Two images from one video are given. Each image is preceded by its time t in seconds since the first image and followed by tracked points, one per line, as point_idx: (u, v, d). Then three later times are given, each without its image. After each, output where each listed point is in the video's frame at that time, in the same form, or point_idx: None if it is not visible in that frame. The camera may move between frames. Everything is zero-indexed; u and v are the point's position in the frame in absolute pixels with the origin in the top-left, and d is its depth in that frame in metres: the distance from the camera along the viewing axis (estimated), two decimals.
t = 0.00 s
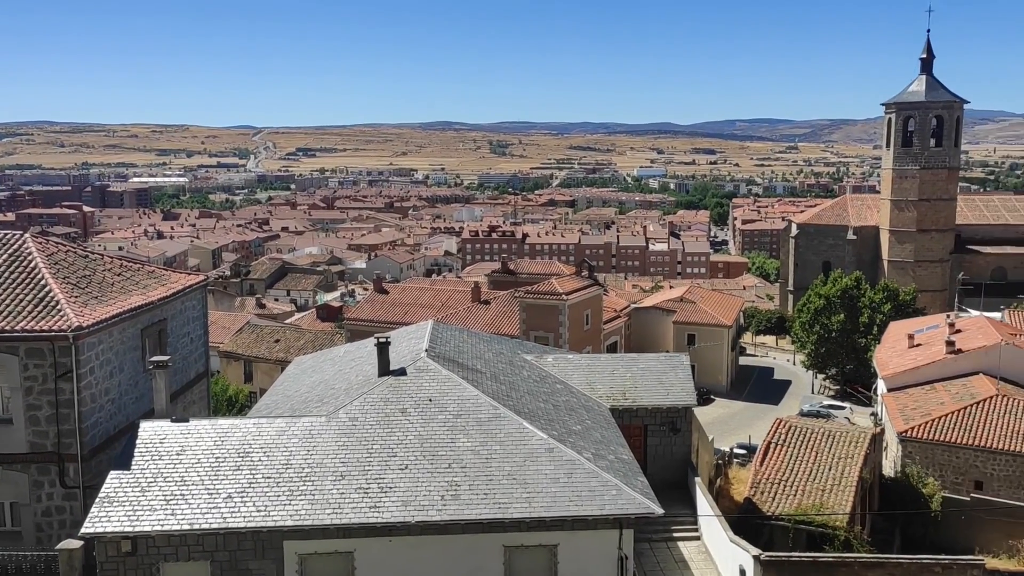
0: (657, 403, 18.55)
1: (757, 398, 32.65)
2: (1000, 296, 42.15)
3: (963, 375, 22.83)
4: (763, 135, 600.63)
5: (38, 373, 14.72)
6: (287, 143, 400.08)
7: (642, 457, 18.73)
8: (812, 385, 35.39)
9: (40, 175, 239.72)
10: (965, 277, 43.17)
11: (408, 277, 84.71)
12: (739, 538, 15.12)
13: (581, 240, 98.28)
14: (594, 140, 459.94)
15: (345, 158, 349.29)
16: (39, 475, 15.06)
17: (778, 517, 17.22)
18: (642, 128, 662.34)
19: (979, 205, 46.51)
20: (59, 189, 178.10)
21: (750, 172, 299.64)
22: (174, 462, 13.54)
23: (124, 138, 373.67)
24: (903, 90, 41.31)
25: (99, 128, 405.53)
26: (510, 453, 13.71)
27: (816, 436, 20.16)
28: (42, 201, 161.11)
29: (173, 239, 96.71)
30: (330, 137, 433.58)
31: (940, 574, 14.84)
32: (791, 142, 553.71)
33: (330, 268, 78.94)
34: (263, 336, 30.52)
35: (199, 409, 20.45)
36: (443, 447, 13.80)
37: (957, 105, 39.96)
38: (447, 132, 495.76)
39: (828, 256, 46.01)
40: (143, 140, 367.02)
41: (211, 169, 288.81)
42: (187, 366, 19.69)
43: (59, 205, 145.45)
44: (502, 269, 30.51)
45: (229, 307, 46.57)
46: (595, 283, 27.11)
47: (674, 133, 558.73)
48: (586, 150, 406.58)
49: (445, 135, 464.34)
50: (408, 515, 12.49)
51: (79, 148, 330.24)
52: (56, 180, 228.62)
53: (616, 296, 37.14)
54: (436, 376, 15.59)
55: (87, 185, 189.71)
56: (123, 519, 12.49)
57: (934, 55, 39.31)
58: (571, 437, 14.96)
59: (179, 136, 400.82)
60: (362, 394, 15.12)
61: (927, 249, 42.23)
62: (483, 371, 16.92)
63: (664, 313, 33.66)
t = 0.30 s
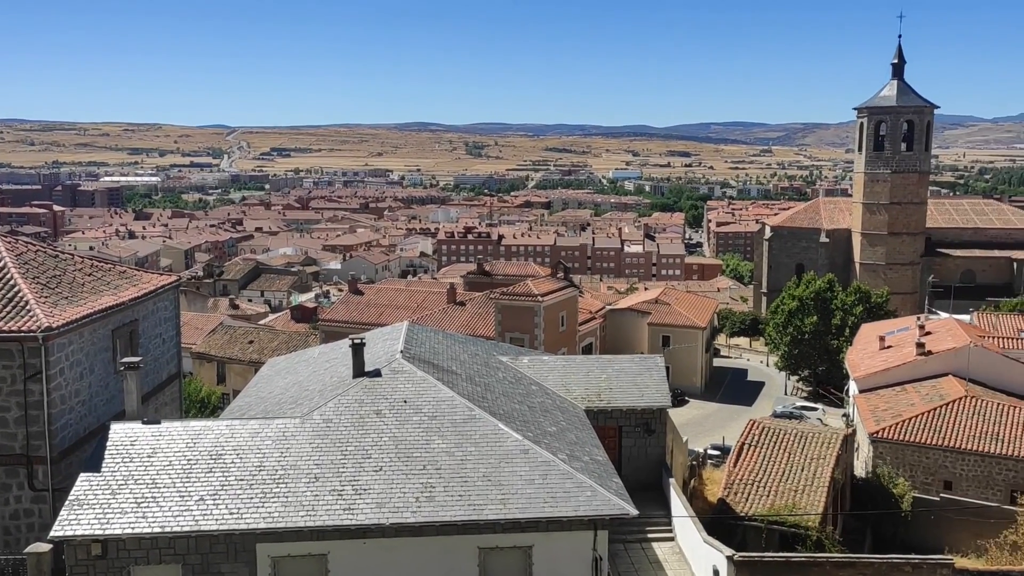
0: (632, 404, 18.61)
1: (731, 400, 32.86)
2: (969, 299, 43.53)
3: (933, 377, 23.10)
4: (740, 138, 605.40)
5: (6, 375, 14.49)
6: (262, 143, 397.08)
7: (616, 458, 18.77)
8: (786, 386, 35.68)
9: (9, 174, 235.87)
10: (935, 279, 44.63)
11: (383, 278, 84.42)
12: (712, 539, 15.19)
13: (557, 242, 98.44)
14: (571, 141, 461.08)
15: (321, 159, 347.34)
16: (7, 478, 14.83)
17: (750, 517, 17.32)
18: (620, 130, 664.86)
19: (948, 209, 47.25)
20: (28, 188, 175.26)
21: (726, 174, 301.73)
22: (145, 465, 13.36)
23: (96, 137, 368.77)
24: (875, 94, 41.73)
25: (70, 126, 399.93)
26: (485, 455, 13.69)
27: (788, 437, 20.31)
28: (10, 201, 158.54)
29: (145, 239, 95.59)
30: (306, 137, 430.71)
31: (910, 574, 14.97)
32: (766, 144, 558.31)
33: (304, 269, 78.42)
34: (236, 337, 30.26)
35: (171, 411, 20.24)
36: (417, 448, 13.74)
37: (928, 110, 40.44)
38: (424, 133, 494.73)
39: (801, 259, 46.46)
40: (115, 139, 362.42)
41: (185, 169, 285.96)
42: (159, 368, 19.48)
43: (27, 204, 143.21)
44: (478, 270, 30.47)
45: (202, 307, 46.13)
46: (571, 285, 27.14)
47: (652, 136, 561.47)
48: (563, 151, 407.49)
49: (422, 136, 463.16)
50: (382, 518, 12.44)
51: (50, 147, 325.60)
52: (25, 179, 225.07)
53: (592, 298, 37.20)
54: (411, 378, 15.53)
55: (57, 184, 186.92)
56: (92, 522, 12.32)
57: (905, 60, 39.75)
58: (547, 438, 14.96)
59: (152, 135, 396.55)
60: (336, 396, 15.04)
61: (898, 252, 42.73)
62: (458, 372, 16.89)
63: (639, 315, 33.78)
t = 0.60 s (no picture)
0: (614, 406, 18.62)
1: (712, 402, 32.98)
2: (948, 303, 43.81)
3: (912, 380, 23.29)
4: (724, 142, 608.57)
5: None
6: (246, 143, 394.69)
7: (598, 460, 18.81)
8: (767, 388, 35.86)
9: None
10: (915, 283, 44.79)
11: (366, 278, 84.21)
12: (693, 540, 15.25)
13: (540, 244, 98.52)
14: (555, 144, 461.83)
15: (305, 159, 345.97)
16: None
17: (731, 519, 17.39)
18: (604, 133, 666.37)
19: (928, 214, 47.68)
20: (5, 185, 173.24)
21: (709, 177, 303.22)
22: (124, 465, 13.25)
23: (77, 134, 365.21)
24: (857, 99, 42.02)
25: (51, 124, 396.01)
26: (467, 457, 13.67)
27: (769, 439, 20.42)
28: None
29: (125, 238, 94.77)
30: (289, 137, 428.88)
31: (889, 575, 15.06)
32: (749, 148, 561.74)
33: (285, 269, 78.03)
34: (217, 337, 30.07)
35: (151, 412, 20.08)
36: (399, 450, 13.70)
37: (909, 116, 40.78)
38: (408, 133, 494.01)
39: (783, 262, 46.75)
40: (96, 137, 359.13)
41: (166, 167, 283.75)
42: (139, 368, 19.33)
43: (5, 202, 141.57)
44: (461, 271, 30.47)
45: (183, 307, 45.82)
46: (554, 287, 27.18)
47: (636, 139, 563.38)
48: (547, 153, 408.11)
49: (406, 137, 462.23)
50: (363, 519, 12.39)
51: (29, 144, 322.02)
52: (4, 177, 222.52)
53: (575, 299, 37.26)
54: (393, 379, 15.48)
55: (35, 182, 184.93)
56: (70, 523, 12.20)
57: (886, 65, 40.08)
58: (529, 440, 14.97)
59: (134, 133, 393.38)
60: (318, 396, 14.97)
61: (879, 256, 43.03)
62: (441, 374, 16.85)
63: (622, 317, 33.87)
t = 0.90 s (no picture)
0: (596, 407, 18.64)
1: (693, 404, 33.11)
2: (926, 305, 44.22)
3: (891, 382, 23.49)
4: (707, 144, 611.92)
5: None
6: (227, 142, 392.46)
7: (580, 461, 18.85)
8: (748, 389, 36.05)
9: None
10: (893, 286, 45.24)
11: (348, 279, 83.99)
12: (674, 541, 15.30)
13: (522, 245, 98.60)
14: (538, 145, 462.17)
15: (287, 159, 344.40)
16: None
17: (712, 520, 17.47)
18: (588, 134, 667.99)
19: (907, 217, 48.10)
20: None
21: (691, 179, 304.76)
22: (102, 467, 13.12)
23: (55, 132, 361.37)
24: (837, 103, 42.31)
25: (29, 122, 391.76)
26: (449, 458, 13.64)
27: (750, 441, 20.52)
28: None
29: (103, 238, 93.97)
30: (271, 137, 426.42)
31: None
32: (731, 150, 564.53)
33: (266, 270, 77.65)
34: (197, 338, 29.87)
35: (129, 413, 19.90)
36: (381, 451, 13.67)
37: (889, 120, 41.11)
38: (392, 134, 492.95)
39: (764, 264, 47.05)
40: (75, 136, 355.56)
41: (145, 166, 281.56)
42: (117, 368, 19.14)
43: None
44: (443, 272, 30.44)
45: (162, 307, 45.49)
46: (536, 288, 27.20)
47: (619, 141, 565.43)
48: (530, 155, 408.56)
49: (389, 137, 460.92)
50: (344, 521, 12.34)
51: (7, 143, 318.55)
52: None
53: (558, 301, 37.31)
54: (375, 380, 15.42)
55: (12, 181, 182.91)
56: (47, 525, 12.06)
57: (866, 70, 40.40)
58: (512, 441, 14.97)
59: (114, 132, 390.08)
60: (299, 397, 14.89)
61: (859, 258, 43.35)
62: (423, 375, 16.80)
63: (604, 318, 33.96)
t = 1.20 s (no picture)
0: (577, 409, 18.67)
1: (673, 405, 33.23)
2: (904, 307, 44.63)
3: (868, 383, 23.69)
4: (688, 147, 614.71)
5: None
6: (207, 142, 389.96)
7: (561, 462, 18.86)
8: (728, 391, 36.21)
9: None
10: (872, 288, 45.61)
11: (328, 280, 83.66)
12: (654, 542, 15.34)
13: (503, 246, 98.63)
14: (520, 146, 462.44)
15: (268, 159, 342.61)
16: None
17: (691, 521, 17.53)
18: (570, 136, 669.66)
19: (885, 220, 48.56)
20: None
21: (672, 181, 306.11)
22: (78, 470, 12.97)
23: (32, 131, 357.36)
24: (816, 106, 42.59)
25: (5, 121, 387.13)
26: (429, 460, 13.61)
27: (729, 442, 20.61)
28: None
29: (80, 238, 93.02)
30: (251, 137, 424.00)
31: None
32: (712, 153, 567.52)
33: (245, 271, 77.19)
34: (175, 339, 29.61)
35: (106, 414, 19.72)
36: (361, 453, 13.60)
37: (867, 124, 41.45)
38: (373, 134, 491.73)
39: (744, 266, 47.36)
40: (53, 134, 351.84)
41: (123, 166, 278.99)
42: (94, 370, 18.96)
43: None
44: (424, 273, 30.38)
45: (140, 308, 45.08)
46: (518, 290, 27.19)
47: (601, 143, 567.30)
48: (512, 156, 408.96)
49: (370, 138, 459.74)
50: (323, 523, 12.26)
51: None
52: None
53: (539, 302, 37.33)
54: (355, 381, 15.37)
55: None
56: (22, 528, 11.92)
57: (845, 73, 40.71)
58: (492, 442, 14.95)
59: (92, 131, 386.51)
60: (278, 399, 14.80)
61: (837, 260, 43.67)
62: (404, 377, 16.73)
63: (585, 320, 34.05)
